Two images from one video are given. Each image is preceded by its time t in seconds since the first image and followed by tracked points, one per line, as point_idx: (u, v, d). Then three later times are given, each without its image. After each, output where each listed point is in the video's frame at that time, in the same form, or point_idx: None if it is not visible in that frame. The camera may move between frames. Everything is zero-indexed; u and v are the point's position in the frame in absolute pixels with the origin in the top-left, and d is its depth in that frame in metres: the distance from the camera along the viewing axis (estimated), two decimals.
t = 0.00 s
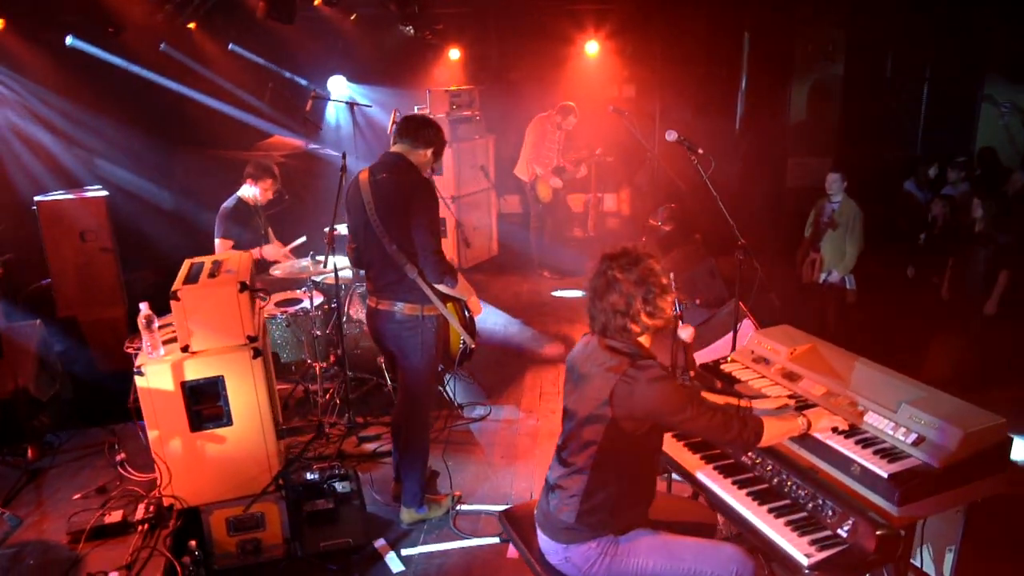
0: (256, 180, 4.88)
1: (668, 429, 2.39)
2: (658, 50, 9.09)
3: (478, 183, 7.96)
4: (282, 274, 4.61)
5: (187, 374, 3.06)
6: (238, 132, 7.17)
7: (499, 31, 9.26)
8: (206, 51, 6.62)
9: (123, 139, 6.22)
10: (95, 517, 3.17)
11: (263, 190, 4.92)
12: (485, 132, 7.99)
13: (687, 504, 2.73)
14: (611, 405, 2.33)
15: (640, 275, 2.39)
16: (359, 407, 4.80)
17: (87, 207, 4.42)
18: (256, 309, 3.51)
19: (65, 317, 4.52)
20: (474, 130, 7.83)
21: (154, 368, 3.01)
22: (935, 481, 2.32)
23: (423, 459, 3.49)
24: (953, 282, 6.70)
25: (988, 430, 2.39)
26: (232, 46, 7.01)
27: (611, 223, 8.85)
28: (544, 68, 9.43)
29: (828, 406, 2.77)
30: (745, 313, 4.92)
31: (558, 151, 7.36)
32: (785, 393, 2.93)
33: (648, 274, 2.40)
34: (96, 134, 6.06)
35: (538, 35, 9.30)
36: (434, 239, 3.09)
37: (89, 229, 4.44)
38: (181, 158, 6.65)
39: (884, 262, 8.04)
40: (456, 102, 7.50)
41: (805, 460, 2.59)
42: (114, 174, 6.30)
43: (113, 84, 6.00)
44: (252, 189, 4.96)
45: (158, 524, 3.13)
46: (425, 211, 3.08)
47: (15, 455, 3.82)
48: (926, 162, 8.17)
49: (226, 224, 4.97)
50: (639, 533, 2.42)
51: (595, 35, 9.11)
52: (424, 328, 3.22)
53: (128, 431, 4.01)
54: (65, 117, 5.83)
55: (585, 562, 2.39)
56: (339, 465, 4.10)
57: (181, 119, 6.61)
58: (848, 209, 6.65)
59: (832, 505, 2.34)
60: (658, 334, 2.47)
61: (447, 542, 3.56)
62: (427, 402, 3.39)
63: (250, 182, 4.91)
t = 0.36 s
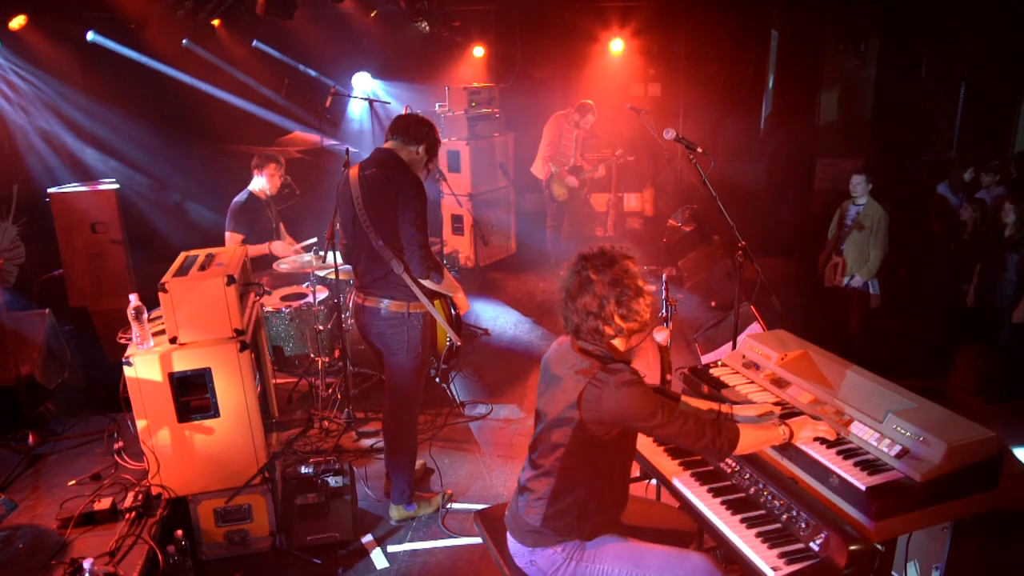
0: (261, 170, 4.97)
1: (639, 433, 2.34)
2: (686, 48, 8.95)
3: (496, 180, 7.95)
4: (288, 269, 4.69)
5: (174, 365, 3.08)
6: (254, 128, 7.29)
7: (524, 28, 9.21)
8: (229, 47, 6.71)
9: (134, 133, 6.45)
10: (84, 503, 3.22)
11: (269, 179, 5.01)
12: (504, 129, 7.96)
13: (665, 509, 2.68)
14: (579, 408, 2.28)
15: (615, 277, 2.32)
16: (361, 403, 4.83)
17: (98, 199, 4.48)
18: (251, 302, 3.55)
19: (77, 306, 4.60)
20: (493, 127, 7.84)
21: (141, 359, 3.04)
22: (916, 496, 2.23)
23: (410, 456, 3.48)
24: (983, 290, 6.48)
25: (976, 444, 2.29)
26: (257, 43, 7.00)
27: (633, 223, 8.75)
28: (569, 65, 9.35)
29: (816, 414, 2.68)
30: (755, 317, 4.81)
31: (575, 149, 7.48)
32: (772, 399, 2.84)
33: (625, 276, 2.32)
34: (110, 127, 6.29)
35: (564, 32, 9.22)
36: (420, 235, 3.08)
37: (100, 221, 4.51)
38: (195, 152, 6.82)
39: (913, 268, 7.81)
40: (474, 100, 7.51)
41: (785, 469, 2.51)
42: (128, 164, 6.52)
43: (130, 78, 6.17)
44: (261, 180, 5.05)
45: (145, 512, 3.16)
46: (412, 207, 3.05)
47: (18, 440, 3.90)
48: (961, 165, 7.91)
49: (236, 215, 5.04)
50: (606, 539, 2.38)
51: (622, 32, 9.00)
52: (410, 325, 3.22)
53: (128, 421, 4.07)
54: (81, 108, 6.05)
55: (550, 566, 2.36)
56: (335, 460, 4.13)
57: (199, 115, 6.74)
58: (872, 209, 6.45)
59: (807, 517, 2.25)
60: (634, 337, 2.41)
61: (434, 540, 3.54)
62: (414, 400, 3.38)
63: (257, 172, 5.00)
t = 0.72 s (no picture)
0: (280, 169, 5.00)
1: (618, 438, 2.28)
2: (719, 46, 8.79)
3: (521, 178, 7.94)
4: (302, 262, 4.76)
5: (173, 356, 3.13)
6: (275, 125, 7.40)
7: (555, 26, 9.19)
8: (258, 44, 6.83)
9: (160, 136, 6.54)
10: (87, 488, 3.30)
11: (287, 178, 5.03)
12: (529, 127, 7.93)
13: (649, 514, 2.64)
14: (556, 410, 2.23)
15: (596, 278, 2.25)
16: (371, 398, 4.87)
17: (119, 192, 4.59)
18: (253, 296, 3.60)
19: (99, 296, 4.73)
20: (518, 125, 7.83)
21: (143, 348, 3.10)
22: (900, 511, 2.15)
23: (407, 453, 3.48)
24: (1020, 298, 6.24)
25: (967, 460, 2.20)
26: (287, 41, 7.11)
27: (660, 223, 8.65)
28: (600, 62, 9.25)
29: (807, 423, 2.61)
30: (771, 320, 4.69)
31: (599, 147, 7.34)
32: (765, 406, 2.77)
33: (606, 277, 2.25)
34: (139, 125, 6.39)
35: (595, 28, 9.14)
36: (415, 232, 3.07)
37: (120, 213, 4.62)
38: (219, 151, 6.91)
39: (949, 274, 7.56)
40: (499, 97, 7.51)
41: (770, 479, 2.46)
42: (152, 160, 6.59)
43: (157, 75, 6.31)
44: (278, 177, 5.07)
45: (144, 498, 3.22)
46: (408, 203, 3.05)
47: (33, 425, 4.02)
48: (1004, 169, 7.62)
49: (251, 212, 5.16)
50: (581, 542, 2.33)
51: (653, 29, 8.89)
52: (406, 321, 3.22)
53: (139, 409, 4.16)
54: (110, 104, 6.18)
55: (523, 568, 2.32)
56: (339, 453, 4.17)
57: (226, 112, 6.84)
58: (903, 214, 6.27)
59: (785, 529, 2.22)
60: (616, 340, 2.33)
61: (429, 536, 3.55)
62: (410, 397, 3.38)
63: (275, 170, 5.02)
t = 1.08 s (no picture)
0: (301, 161, 5.08)
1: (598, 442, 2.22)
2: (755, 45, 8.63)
3: (549, 177, 7.92)
4: (320, 256, 4.84)
5: (179, 344, 3.20)
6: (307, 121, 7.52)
7: (589, 24, 9.13)
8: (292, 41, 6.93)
9: (196, 140, 6.69)
10: (97, 471, 3.40)
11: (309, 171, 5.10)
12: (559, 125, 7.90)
13: (635, 518, 2.60)
14: (534, 410, 2.19)
15: (578, 278, 2.19)
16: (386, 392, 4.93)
17: (144, 184, 4.73)
18: (259, 290, 3.65)
19: (124, 285, 4.88)
20: (547, 123, 7.79)
21: (149, 337, 3.17)
22: (885, 524, 2.07)
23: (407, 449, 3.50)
24: None
25: (959, 474, 2.11)
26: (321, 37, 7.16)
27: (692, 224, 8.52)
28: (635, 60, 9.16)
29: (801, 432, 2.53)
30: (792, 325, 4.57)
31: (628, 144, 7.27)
32: (761, 412, 2.70)
33: (589, 277, 2.19)
34: (174, 127, 6.54)
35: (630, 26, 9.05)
36: (412, 228, 3.06)
37: (145, 206, 4.76)
38: (250, 152, 7.01)
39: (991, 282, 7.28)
40: (529, 95, 7.50)
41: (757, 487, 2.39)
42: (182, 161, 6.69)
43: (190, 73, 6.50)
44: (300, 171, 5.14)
45: (149, 483, 3.30)
46: (407, 199, 3.04)
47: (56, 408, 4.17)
48: None
49: (273, 208, 5.26)
50: (558, 544, 2.30)
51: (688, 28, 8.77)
52: (406, 317, 3.23)
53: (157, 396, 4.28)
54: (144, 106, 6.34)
55: (500, 567, 2.31)
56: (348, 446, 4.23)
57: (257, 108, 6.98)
58: (941, 218, 6.06)
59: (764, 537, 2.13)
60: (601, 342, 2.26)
61: (428, 531, 3.57)
62: (411, 393, 3.39)
63: (297, 164, 5.11)
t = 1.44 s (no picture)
0: (319, 155, 5.14)
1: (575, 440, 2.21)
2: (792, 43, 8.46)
3: (576, 174, 7.88)
4: (339, 250, 4.87)
5: (186, 333, 3.28)
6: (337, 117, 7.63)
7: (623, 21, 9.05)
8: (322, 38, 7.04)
9: (221, 133, 6.84)
10: (108, 454, 3.50)
11: (327, 163, 5.17)
12: (588, 123, 7.86)
13: (618, 518, 2.59)
14: (511, 406, 2.18)
15: (558, 273, 2.18)
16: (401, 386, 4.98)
17: (171, 177, 4.85)
18: (268, 281, 3.72)
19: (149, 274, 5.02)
20: (576, 121, 7.75)
21: (158, 325, 3.26)
22: (864, 533, 2.02)
23: (407, 441, 3.53)
24: None
25: (946, 485, 2.04)
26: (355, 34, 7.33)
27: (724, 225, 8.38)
28: (669, 57, 9.04)
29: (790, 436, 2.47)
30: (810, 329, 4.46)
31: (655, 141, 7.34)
32: (753, 415, 2.65)
33: (569, 273, 2.18)
34: (206, 127, 6.74)
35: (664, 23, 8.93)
36: (410, 223, 3.09)
37: (169, 198, 4.88)
38: (279, 149, 7.13)
39: None
40: (556, 92, 7.48)
41: (741, 489, 2.34)
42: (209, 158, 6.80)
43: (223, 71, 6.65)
44: (319, 164, 5.24)
45: (157, 467, 3.39)
46: (406, 194, 3.08)
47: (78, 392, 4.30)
48: None
49: (296, 201, 5.28)
50: (535, 541, 2.29)
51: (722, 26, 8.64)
52: (405, 311, 3.27)
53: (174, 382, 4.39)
54: (175, 103, 6.48)
55: (476, 561, 2.31)
56: (357, 438, 4.29)
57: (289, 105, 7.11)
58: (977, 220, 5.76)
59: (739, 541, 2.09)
60: (581, 339, 2.24)
61: (427, 524, 3.59)
62: (412, 388, 3.42)
63: (316, 157, 5.19)
